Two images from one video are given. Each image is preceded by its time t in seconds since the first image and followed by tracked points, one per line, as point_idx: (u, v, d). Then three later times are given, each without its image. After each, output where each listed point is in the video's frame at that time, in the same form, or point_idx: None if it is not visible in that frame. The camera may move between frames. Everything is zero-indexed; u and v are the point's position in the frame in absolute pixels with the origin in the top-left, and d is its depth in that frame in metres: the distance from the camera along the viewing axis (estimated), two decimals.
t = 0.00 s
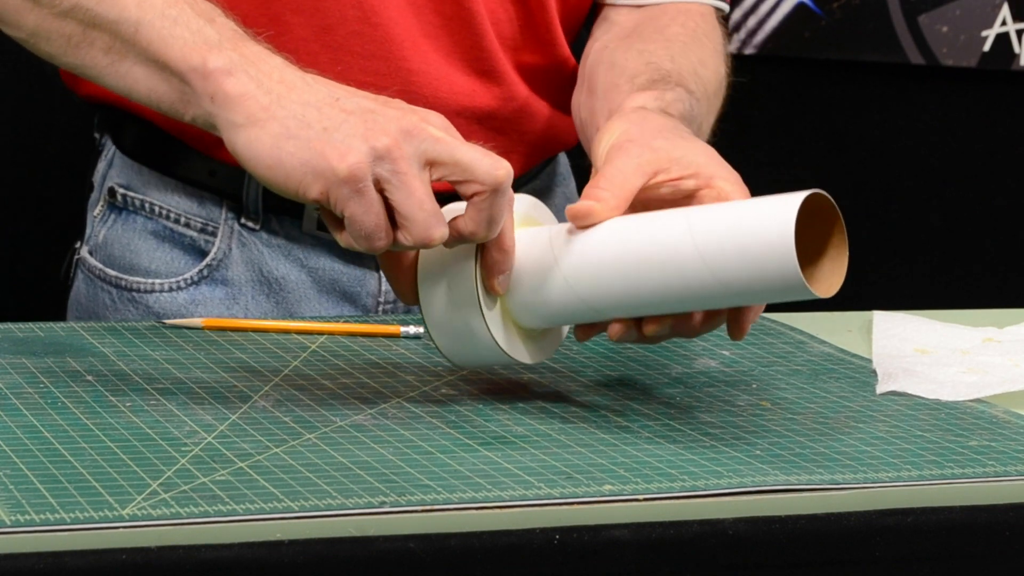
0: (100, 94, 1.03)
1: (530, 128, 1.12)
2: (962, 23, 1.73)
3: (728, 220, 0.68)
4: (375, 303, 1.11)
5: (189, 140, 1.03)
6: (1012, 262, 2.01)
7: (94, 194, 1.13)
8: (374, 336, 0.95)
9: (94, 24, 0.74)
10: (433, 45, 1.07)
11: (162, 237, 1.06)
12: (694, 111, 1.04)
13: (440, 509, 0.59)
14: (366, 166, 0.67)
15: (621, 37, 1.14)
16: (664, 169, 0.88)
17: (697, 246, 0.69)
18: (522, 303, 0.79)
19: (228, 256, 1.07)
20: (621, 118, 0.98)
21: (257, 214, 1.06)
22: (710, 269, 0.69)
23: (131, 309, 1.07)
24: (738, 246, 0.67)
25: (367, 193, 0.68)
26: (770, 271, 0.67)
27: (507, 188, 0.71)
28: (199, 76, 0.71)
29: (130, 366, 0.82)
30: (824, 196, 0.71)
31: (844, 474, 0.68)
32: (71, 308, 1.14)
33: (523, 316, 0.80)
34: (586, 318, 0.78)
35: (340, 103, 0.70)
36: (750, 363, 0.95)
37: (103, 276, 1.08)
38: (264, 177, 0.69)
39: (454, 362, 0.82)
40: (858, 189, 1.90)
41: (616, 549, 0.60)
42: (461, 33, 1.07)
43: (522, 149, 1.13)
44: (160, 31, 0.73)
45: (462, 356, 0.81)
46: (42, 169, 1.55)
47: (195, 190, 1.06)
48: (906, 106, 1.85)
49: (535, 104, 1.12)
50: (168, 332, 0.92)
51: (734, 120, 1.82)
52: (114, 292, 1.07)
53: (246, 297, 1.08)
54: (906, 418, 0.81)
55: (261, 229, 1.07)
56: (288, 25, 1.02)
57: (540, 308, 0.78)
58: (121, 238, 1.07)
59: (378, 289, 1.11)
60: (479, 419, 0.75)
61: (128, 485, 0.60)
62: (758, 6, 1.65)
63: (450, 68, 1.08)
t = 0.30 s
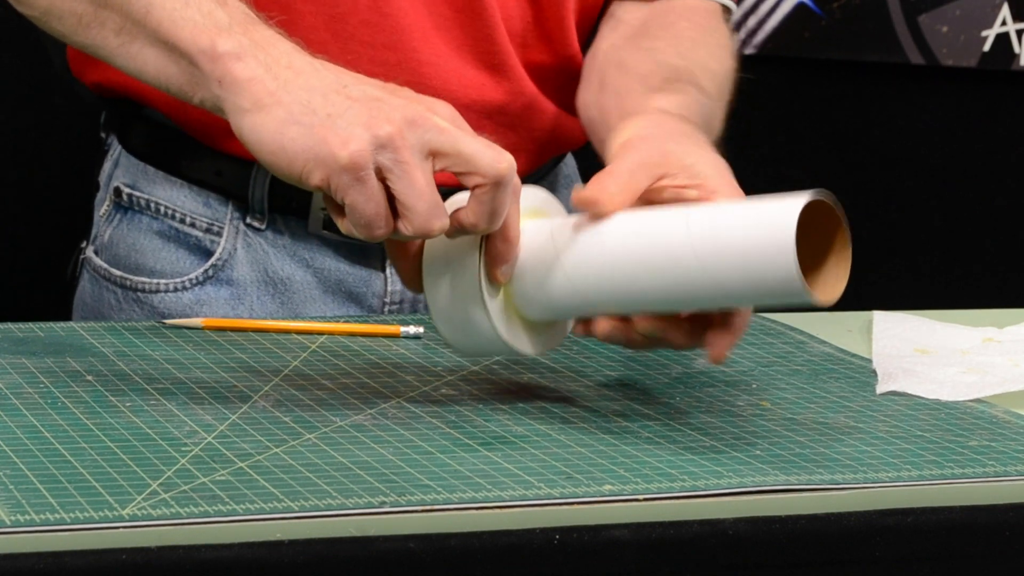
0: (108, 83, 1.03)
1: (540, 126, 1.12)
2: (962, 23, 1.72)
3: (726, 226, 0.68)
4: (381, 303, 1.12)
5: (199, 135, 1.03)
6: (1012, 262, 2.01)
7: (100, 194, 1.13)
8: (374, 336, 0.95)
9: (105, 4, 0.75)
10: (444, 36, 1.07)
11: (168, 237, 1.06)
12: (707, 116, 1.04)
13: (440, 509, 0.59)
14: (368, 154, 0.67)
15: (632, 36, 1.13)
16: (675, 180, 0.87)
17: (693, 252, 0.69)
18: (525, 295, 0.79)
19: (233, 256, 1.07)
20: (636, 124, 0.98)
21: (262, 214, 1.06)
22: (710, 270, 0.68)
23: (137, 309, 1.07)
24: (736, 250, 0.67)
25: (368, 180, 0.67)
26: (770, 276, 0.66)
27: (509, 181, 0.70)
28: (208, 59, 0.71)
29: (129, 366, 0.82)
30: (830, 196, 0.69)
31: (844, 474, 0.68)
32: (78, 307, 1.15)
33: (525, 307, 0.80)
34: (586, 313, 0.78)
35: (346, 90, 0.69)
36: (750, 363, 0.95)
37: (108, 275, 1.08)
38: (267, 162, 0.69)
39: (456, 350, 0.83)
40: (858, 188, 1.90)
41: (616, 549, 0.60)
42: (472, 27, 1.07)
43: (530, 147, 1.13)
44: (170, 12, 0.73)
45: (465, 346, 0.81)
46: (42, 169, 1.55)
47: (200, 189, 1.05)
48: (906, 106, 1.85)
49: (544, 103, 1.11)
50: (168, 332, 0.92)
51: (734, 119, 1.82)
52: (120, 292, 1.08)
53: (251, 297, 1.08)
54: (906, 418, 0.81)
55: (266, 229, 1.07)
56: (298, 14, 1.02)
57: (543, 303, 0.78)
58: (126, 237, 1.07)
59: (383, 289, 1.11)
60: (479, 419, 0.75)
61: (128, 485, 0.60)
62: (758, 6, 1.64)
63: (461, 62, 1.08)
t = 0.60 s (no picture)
0: (118, 82, 1.03)
1: (550, 128, 1.12)
2: (962, 23, 1.73)
3: (729, 219, 0.69)
4: (389, 303, 1.11)
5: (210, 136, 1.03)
6: (1011, 262, 2.01)
7: (107, 194, 1.13)
8: (374, 336, 0.95)
9: (106, 5, 0.75)
10: (452, 35, 1.07)
11: (175, 237, 1.06)
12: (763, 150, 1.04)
13: (440, 509, 0.59)
14: (363, 161, 0.67)
15: (665, 50, 1.13)
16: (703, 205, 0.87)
17: (694, 242, 0.70)
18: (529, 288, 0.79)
19: (241, 256, 1.07)
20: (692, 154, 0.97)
21: (270, 214, 1.06)
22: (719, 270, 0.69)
23: (144, 309, 1.07)
24: (741, 244, 0.68)
25: (364, 187, 0.68)
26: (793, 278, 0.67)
27: (506, 182, 0.70)
28: (205, 63, 0.71)
29: (129, 366, 0.82)
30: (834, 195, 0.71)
31: (844, 474, 0.68)
32: (84, 308, 1.15)
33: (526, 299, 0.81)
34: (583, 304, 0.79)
35: (343, 92, 0.69)
36: (750, 363, 0.95)
37: (116, 275, 1.08)
38: (266, 168, 0.69)
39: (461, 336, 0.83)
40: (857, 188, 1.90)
41: (616, 549, 0.60)
42: (480, 25, 1.07)
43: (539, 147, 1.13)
44: (168, 15, 0.73)
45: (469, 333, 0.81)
46: (42, 170, 1.55)
47: (208, 189, 1.06)
48: (906, 106, 1.85)
49: (551, 105, 1.11)
50: (168, 332, 0.92)
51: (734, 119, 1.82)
52: (127, 292, 1.08)
53: (259, 298, 1.08)
54: (906, 418, 0.82)
55: (274, 228, 1.07)
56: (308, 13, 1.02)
57: (540, 293, 0.79)
58: (133, 237, 1.07)
59: (391, 289, 1.11)
60: (479, 419, 0.75)
61: (128, 485, 0.60)
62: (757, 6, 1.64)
63: (468, 61, 1.07)
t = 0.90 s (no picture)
0: (126, 80, 1.03)
1: (555, 127, 1.12)
2: (962, 23, 1.73)
3: (720, 243, 0.68)
4: (393, 303, 1.11)
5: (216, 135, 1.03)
6: (1011, 262, 2.01)
7: (114, 191, 1.14)
8: (374, 336, 0.95)
9: (114, 4, 0.75)
10: (459, 35, 1.07)
11: (181, 236, 1.07)
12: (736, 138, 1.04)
13: (440, 509, 0.59)
14: (369, 161, 0.67)
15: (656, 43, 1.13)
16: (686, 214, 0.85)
17: (686, 263, 0.69)
18: (526, 304, 0.78)
19: (246, 255, 1.07)
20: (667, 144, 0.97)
21: (276, 213, 1.06)
22: (713, 297, 0.68)
23: (149, 307, 1.07)
24: (734, 268, 0.67)
25: (369, 187, 0.68)
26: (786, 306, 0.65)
27: (511, 186, 0.70)
28: (214, 63, 0.71)
29: (130, 366, 0.82)
30: (835, 228, 0.70)
31: (844, 474, 0.68)
32: (90, 305, 1.15)
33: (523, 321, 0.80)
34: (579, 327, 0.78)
35: (350, 94, 0.69)
36: (750, 363, 0.95)
37: (121, 274, 1.09)
38: (272, 167, 0.69)
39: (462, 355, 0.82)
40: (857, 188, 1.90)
41: (616, 549, 0.60)
42: (486, 26, 1.07)
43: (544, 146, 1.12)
44: (178, 14, 0.73)
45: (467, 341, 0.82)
46: (43, 169, 1.55)
47: (214, 189, 1.06)
48: (906, 106, 1.85)
49: (557, 104, 1.11)
50: (168, 332, 0.92)
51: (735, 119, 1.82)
52: (132, 290, 1.08)
53: (263, 297, 1.08)
54: (906, 418, 0.82)
55: (279, 228, 1.07)
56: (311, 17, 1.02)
57: (536, 314, 0.78)
58: (139, 236, 1.07)
59: (396, 289, 1.11)
60: (479, 419, 0.75)
61: (128, 485, 0.60)
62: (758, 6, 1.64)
63: (474, 62, 1.08)
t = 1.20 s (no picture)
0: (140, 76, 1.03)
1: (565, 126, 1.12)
2: (962, 23, 1.73)
3: (715, 265, 0.68)
4: (403, 303, 1.11)
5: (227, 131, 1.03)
6: (1011, 262, 2.01)
7: (125, 188, 1.14)
8: (374, 336, 0.95)
9: None
10: (471, 34, 1.07)
11: (190, 234, 1.07)
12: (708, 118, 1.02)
13: (440, 509, 0.59)
14: (394, 140, 0.65)
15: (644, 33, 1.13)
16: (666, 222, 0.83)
17: (683, 293, 0.69)
18: (524, 322, 0.77)
19: (255, 253, 1.06)
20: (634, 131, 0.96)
21: (285, 211, 1.06)
22: (710, 317, 0.68)
23: (158, 304, 1.08)
24: (731, 292, 0.67)
25: (391, 166, 0.66)
26: (787, 324, 0.66)
27: (529, 179, 0.70)
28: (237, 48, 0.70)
29: (130, 366, 0.82)
30: (834, 246, 0.71)
31: (844, 474, 0.68)
32: (100, 302, 1.16)
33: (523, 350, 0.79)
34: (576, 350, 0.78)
35: (370, 77, 0.67)
36: (750, 364, 0.95)
37: (130, 271, 1.09)
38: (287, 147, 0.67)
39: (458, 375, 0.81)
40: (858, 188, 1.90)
41: (616, 549, 0.59)
42: (500, 23, 1.07)
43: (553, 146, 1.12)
44: None
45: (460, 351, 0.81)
46: (43, 170, 1.55)
47: (224, 187, 1.06)
48: (906, 105, 1.85)
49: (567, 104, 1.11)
50: (168, 332, 0.92)
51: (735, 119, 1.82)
52: (141, 287, 1.08)
53: (273, 296, 1.08)
54: (906, 418, 0.82)
55: (289, 226, 1.07)
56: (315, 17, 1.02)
57: (533, 341, 0.77)
58: (149, 233, 1.08)
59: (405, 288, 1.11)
60: (479, 419, 0.75)
61: (128, 485, 0.60)
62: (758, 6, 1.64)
63: (486, 60, 1.08)
